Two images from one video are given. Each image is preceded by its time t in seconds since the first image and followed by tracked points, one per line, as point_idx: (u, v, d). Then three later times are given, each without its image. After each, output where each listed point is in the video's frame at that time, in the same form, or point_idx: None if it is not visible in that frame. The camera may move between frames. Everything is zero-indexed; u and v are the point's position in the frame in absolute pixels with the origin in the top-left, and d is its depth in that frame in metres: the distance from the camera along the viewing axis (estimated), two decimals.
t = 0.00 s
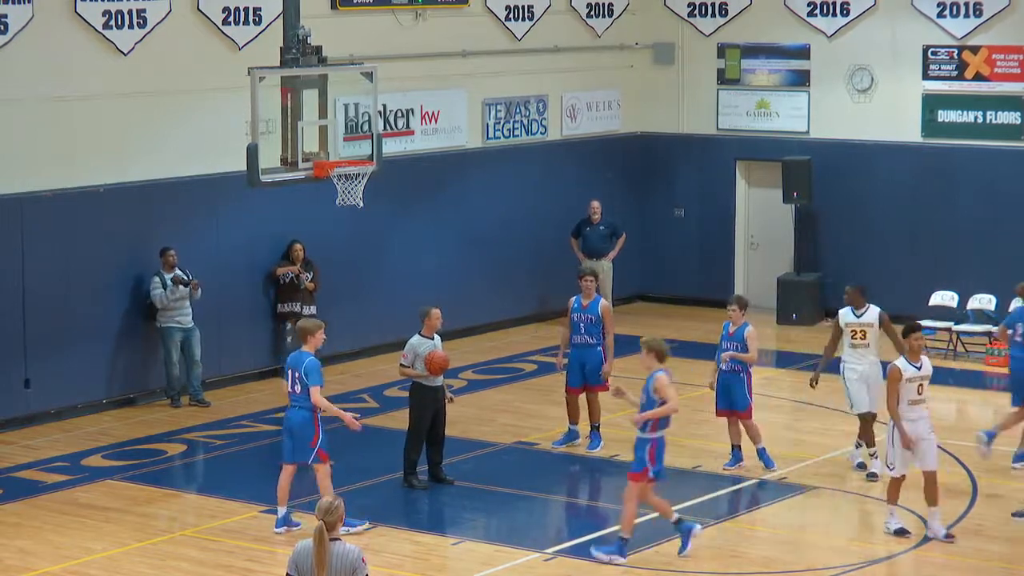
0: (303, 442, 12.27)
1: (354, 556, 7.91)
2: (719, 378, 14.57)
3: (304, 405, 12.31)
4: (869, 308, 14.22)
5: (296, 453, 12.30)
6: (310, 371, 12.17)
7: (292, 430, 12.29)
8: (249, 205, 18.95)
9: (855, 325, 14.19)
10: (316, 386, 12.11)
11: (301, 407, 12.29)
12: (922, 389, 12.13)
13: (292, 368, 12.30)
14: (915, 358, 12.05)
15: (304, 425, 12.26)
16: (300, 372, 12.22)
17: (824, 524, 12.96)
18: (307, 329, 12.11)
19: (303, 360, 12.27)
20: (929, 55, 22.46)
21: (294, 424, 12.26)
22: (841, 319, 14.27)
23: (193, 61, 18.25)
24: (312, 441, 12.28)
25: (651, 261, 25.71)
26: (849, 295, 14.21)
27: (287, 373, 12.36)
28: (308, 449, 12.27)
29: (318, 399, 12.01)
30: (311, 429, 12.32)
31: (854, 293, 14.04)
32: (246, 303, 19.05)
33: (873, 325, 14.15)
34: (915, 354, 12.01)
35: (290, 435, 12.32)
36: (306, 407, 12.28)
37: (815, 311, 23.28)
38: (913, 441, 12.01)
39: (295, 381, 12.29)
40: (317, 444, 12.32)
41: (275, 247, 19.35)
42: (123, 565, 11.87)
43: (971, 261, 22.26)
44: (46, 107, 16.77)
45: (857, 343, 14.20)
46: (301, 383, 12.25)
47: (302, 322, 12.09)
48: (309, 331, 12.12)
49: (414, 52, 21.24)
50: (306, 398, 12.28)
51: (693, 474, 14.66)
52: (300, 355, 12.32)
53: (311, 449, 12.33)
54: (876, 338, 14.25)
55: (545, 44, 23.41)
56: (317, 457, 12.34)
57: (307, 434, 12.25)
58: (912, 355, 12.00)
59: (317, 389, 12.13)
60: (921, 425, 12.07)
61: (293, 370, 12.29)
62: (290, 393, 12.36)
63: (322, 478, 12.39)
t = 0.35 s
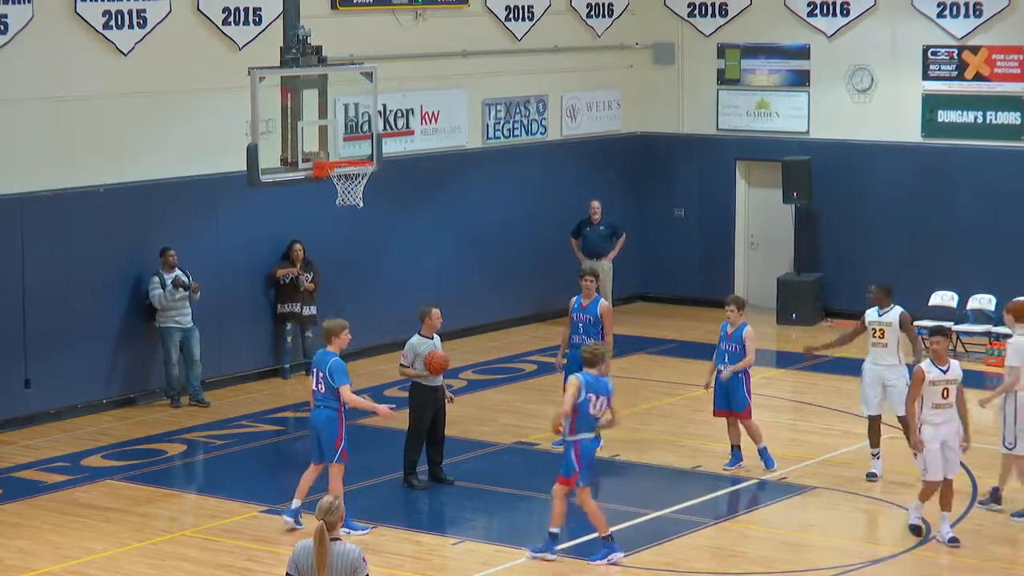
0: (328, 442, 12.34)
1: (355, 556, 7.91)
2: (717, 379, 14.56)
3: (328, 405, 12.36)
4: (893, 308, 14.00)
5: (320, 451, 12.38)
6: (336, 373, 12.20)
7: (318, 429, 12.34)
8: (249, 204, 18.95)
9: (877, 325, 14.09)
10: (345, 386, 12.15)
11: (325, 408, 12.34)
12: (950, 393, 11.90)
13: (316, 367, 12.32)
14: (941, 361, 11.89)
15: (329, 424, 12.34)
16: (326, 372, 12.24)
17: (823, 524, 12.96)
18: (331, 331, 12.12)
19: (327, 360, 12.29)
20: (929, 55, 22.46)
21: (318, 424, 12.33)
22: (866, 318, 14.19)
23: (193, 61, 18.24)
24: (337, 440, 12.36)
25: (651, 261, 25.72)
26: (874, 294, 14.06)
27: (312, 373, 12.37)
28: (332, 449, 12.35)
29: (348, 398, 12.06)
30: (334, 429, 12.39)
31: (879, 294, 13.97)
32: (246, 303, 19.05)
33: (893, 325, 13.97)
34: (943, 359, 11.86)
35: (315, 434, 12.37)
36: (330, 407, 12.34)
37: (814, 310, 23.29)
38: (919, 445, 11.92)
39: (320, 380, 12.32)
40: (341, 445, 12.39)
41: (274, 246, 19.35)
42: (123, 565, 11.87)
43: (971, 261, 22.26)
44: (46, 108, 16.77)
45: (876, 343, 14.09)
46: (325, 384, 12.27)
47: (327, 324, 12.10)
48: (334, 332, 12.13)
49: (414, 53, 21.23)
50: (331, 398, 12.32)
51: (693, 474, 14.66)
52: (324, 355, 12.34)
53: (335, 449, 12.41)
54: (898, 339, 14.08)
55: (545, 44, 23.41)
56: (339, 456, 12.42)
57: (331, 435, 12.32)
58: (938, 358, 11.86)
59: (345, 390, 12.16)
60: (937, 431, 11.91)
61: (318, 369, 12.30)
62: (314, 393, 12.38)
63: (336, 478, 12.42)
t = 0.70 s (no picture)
0: (338, 441, 12.32)
1: (356, 557, 7.90)
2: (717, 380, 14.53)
3: (342, 405, 12.37)
4: (920, 313, 13.88)
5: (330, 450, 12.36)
6: (352, 372, 12.23)
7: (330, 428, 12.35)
8: (249, 204, 18.95)
9: (900, 327, 14.00)
10: (363, 385, 12.15)
11: (339, 407, 12.36)
12: (953, 398, 11.61)
13: (333, 367, 12.37)
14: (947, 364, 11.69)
15: (342, 424, 12.33)
16: (341, 371, 12.29)
17: (823, 524, 12.96)
18: (347, 330, 12.16)
19: (343, 360, 12.34)
20: (929, 55, 22.45)
21: (331, 424, 12.33)
22: (891, 318, 14.10)
23: (193, 61, 18.24)
24: (348, 440, 12.33)
25: (651, 261, 25.72)
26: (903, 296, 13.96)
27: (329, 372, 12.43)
28: (343, 449, 12.32)
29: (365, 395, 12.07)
30: (347, 429, 12.37)
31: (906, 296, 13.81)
32: (246, 303, 19.04)
33: (917, 329, 13.85)
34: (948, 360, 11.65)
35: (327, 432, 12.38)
36: (344, 407, 12.35)
37: (814, 310, 23.29)
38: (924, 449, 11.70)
39: (336, 380, 12.36)
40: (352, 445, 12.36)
41: (274, 246, 19.34)
42: (123, 565, 11.87)
43: (971, 261, 22.26)
44: (46, 108, 16.77)
45: (899, 345, 14.01)
46: (341, 383, 12.31)
47: (343, 323, 12.15)
48: (350, 331, 12.16)
49: (414, 53, 21.23)
50: (346, 398, 12.34)
51: (693, 474, 14.66)
52: (341, 355, 12.38)
53: (346, 449, 12.38)
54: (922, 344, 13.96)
55: (545, 44, 23.42)
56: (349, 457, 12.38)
57: (343, 434, 12.31)
58: (943, 362, 11.66)
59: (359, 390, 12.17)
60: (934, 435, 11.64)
61: (335, 369, 12.35)
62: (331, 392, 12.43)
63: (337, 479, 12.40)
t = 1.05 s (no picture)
0: (347, 442, 12.35)
1: (356, 556, 7.90)
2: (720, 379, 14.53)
3: (351, 404, 12.39)
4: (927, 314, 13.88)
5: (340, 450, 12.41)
6: (359, 374, 12.19)
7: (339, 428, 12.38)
8: (249, 204, 18.95)
9: (907, 329, 13.96)
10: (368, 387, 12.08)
11: (349, 407, 12.38)
12: (948, 401, 11.55)
13: (341, 367, 12.34)
14: (947, 366, 11.62)
15: (352, 424, 12.35)
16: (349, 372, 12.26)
17: (824, 524, 12.95)
18: (355, 331, 12.12)
19: (351, 361, 12.30)
20: (929, 55, 22.45)
21: (342, 424, 12.36)
22: (898, 318, 14.04)
23: (193, 61, 18.24)
24: (357, 440, 12.35)
25: (651, 260, 25.71)
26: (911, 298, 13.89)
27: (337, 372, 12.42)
28: (353, 448, 12.36)
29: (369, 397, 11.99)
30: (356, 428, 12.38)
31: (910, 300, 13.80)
32: (246, 303, 19.04)
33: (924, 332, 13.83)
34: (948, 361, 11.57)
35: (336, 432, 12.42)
36: (353, 407, 12.37)
37: (815, 310, 23.29)
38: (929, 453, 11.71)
39: (344, 380, 12.35)
40: (363, 444, 12.38)
41: (274, 247, 19.34)
42: (123, 565, 11.87)
43: (971, 260, 22.26)
44: (46, 108, 16.77)
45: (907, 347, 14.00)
46: (350, 383, 12.30)
47: (352, 323, 12.10)
48: (359, 331, 12.12)
49: (414, 53, 21.23)
50: (353, 397, 12.35)
51: (694, 474, 14.65)
52: (350, 355, 12.33)
53: (357, 448, 12.40)
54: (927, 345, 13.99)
55: (545, 44, 23.42)
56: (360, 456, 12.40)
57: (353, 434, 12.32)
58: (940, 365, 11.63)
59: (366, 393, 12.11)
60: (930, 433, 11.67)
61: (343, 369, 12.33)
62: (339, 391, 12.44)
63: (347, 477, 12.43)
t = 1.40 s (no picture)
0: (341, 439, 12.38)
1: (356, 556, 7.90)
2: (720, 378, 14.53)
3: (350, 403, 12.42)
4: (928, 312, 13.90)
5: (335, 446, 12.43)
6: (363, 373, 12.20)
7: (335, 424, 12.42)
8: (249, 204, 18.95)
9: (908, 327, 13.97)
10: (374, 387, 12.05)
11: (347, 405, 12.42)
12: (938, 408, 11.54)
13: (347, 364, 12.36)
14: (948, 373, 11.59)
15: (347, 422, 12.38)
16: (353, 370, 12.27)
17: (824, 524, 12.95)
18: (364, 332, 12.15)
19: (359, 361, 12.29)
20: (928, 55, 22.45)
21: (337, 420, 12.39)
22: (899, 316, 14.05)
23: (193, 62, 18.24)
24: (352, 439, 12.36)
25: (651, 260, 25.71)
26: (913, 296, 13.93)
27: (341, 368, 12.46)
28: (347, 447, 12.36)
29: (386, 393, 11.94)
30: (352, 428, 12.40)
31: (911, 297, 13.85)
32: (246, 303, 19.04)
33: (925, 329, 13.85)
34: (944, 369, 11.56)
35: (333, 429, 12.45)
36: (351, 405, 12.40)
37: (814, 310, 23.29)
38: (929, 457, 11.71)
39: (347, 378, 12.38)
40: (357, 443, 12.37)
41: (274, 247, 19.33)
42: (123, 565, 11.87)
43: (971, 261, 22.26)
44: (46, 107, 16.77)
45: (906, 344, 13.99)
46: (353, 381, 12.32)
47: (363, 326, 12.12)
48: (369, 334, 12.14)
49: (414, 52, 21.23)
50: (353, 396, 12.39)
51: (693, 474, 14.65)
52: (358, 355, 12.33)
53: (351, 446, 12.39)
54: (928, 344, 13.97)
55: (545, 44, 23.41)
56: (353, 456, 12.39)
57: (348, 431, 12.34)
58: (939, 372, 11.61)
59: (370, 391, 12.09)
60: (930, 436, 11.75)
61: (349, 366, 12.34)
62: (341, 388, 12.47)
63: (344, 475, 12.45)
